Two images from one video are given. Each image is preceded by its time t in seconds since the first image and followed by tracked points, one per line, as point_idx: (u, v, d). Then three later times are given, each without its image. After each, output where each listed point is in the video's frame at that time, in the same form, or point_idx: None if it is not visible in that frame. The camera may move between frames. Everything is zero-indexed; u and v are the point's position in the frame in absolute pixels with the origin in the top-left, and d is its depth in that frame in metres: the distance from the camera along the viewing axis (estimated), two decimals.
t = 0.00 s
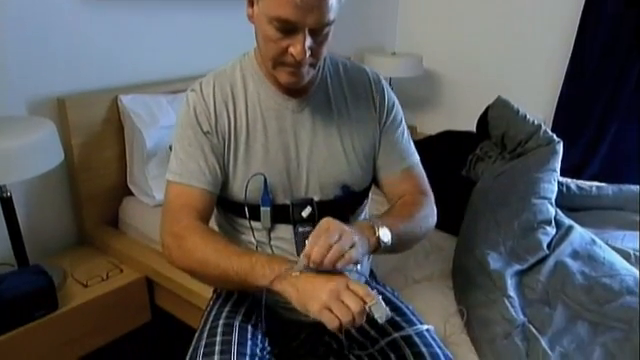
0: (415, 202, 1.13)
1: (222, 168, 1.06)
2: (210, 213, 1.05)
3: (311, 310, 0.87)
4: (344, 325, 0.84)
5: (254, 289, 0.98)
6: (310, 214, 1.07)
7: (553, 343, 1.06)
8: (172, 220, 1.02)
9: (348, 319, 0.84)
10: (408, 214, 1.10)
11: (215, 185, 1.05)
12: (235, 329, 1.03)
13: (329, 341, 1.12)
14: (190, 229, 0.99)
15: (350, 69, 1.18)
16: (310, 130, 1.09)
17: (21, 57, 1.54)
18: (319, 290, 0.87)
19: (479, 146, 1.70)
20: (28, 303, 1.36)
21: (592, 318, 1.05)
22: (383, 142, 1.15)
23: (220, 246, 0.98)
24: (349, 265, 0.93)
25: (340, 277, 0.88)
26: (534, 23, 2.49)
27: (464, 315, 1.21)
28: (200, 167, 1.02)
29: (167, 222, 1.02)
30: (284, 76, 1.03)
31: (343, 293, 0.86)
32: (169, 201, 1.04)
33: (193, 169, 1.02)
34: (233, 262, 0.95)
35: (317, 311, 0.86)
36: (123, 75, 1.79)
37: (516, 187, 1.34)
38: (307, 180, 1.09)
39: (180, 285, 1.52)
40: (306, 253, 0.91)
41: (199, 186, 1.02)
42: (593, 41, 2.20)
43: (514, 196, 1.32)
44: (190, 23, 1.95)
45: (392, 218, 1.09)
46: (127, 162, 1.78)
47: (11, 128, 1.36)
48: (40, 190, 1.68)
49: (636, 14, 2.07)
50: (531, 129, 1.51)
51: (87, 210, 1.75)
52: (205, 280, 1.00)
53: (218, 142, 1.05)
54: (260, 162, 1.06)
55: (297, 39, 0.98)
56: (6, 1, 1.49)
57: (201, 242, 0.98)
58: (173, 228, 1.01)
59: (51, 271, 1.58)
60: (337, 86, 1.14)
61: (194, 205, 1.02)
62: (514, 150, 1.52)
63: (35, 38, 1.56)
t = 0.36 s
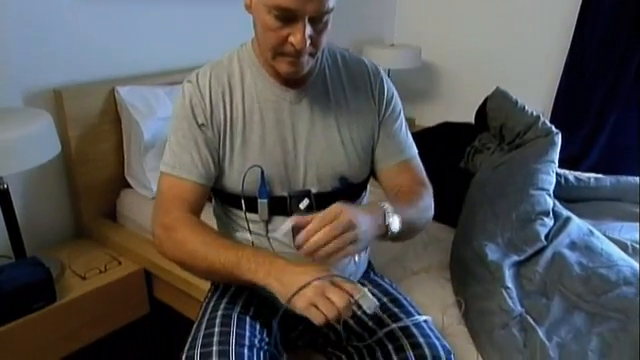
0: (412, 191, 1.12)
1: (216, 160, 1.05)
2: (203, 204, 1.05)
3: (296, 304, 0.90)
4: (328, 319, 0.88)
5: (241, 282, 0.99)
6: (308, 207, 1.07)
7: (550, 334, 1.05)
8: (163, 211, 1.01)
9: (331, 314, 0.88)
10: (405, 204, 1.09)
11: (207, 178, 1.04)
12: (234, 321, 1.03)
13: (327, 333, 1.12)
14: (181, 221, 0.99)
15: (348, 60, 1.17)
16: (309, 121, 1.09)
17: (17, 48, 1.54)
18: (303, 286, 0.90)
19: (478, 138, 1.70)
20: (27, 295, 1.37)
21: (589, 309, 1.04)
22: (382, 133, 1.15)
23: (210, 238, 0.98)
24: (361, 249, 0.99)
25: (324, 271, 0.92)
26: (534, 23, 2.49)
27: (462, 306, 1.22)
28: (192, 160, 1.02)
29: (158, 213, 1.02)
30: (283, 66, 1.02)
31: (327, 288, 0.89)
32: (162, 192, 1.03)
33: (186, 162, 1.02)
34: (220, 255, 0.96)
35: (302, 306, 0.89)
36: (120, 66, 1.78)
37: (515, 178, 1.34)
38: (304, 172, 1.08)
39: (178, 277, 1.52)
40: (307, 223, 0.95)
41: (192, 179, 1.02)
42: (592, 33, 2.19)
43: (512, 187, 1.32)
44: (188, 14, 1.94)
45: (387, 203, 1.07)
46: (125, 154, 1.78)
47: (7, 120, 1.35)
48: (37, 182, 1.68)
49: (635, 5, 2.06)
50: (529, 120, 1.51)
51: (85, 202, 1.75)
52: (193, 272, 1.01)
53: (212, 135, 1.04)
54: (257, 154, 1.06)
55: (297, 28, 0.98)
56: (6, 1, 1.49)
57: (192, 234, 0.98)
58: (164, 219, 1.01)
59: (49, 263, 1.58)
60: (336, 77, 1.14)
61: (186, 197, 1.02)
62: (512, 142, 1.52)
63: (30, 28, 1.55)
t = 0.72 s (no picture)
0: (416, 195, 1.14)
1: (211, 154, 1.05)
2: (195, 198, 1.06)
3: (285, 289, 0.93)
4: (321, 301, 0.92)
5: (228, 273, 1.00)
6: (305, 200, 1.07)
7: (548, 326, 1.05)
8: (155, 204, 1.02)
9: (323, 296, 0.92)
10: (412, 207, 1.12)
11: (203, 172, 1.04)
12: (232, 314, 1.03)
13: (325, 325, 1.12)
14: (172, 214, 1.00)
15: (346, 52, 1.17)
16: (307, 115, 1.08)
17: (14, 42, 1.53)
18: (293, 274, 0.91)
19: (477, 131, 1.70)
20: (26, 289, 1.37)
21: (588, 302, 1.06)
22: (381, 131, 1.15)
23: (200, 230, 0.99)
24: (405, 267, 0.99)
25: (309, 255, 0.93)
26: (534, 22, 2.48)
27: (460, 300, 1.21)
28: (186, 154, 1.02)
29: (150, 206, 1.03)
30: (281, 59, 1.02)
31: (318, 272, 0.92)
32: (155, 186, 1.04)
33: (179, 156, 1.02)
34: (208, 246, 0.97)
35: (295, 294, 0.92)
36: (118, 60, 1.77)
37: (514, 172, 1.34)
38: (302, 166, 1.08)
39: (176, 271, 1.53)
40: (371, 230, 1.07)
41: (185, 173, 1.03)
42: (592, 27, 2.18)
43: (511, 182, 1.32)
44: (186, 7, 1.92)
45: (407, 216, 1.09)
46: (123, 148, 1.77)
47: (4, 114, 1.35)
48: (35, 176, 1.67)
49: None
50: (528, 113, 1.51)
51: (83, 196, 1.74)
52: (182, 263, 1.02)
53: (207, 130, 1.04)
54: (253, 148, 1.06)
55: (294, 22, 0.98)
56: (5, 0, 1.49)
57: (182, 226, 0.99)
58: (156, 212, 1.02)
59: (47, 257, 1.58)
60: (333, 70, 1.13)
61: (178, 191, 1.02)
62: (511, 135, 1.52)
63: (27, 21, 1.54)
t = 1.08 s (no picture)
0: (412, 191, 1.14)
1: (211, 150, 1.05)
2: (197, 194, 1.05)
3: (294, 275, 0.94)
4: (330, 283, 0.94)
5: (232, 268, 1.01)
6: (305, 197, 1.07)
7: (548, 322, 1.03)
8: (158, 203, 1.02)
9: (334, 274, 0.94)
10: (409, 204, 1.12)
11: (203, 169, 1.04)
12: (232, 310, 1.03)
13: (325, 322, 1.13)
14: (174, 212, 1.00)
15: (344, 48, 1.16)
16: (306, 111, 1.08)
17: (13, 38, 1.52)
18: (298, 264, 0.93)
19: (476, 127, 1.70)
20: (26, 285, 1.37)
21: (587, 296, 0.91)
22: (380, 128, 1.15)
23: (202, 227, 0.99)
24: (402, 253, 0.99)
25: (311, 243, 0.93)
26: (534, 23, 2.46)
27: (460, 295, 1.22)
28: (187, 152, 1.02)
29: (154, 205, 1.03)
30: (281, 57, 1.01)
31: (322, 258, 0.93)
32: (156, 185, 1.04)
33: (180, 153, 1.02)
34: (211, 243, 0.97)
35: (305, 284, 0.94)
36: (117, 56, 1.77)
37: (513, 168, 1.33)
38: (301, 163, 1.08)
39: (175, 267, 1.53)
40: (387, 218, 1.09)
41: (185, 171, 1.02)
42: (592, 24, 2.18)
43: (511, 178, 1.32)
44: (185, 4, 1.92)
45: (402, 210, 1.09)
46: (122, 145, 1.77)
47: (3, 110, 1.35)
48: (34, 173, 1.67)
49: None
50: (528, 109, 1.51)
51: (82, 193, 1.74)
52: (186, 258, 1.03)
53: (207, 126, 1.04)
54: (253, 144, 1.05)
55: (294, 20, 0.97)
56: None
57: (184, 223, 0.99)
58: (158, 210, 1.02)
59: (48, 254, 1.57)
60: (331, 66, 1.13)
61: (180, 188, 1.02)
62: (511, 132, 1.52)
63: (25, 18, 1.54)
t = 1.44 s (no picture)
0: (409, 183, 1.14)
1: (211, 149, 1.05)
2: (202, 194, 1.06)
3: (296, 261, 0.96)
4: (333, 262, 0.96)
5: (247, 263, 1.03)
6: (305, 195, 1.07)
7: (547, 320, 0.99)
8: (164, 205, 1.02)
9: (331, 257, 0.95)
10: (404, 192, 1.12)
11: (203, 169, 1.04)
12: (232, 308, 1.03)
13: (325, 320, 1.14)
14: (184, 215, 1.01)
15: (344, 46, 1.16)
16: (306, 109, 1.08)
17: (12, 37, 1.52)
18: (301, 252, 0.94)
19: (476, 126, 1.71)
20: (26, 283, 1.37)
21: (587, 295, 0.84)
22: (379, 126, 1.15)
23: (212, 228, 1.00)
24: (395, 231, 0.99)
25: (304, 230, 0.94)
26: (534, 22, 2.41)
27: (460, 294, 1.26)
28: (189, 152, 1.02)
29: (159, 207, 1.03)
30: (281, 58, 1.02)
31: (317, 242, 0.94)
32: (160, 185, 1.04)
33: (181, 154, 1.02)
34: (226, 245, 0.98)
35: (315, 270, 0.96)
36: (117, 55, 1.77)
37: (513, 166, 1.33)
38: (301, 160, 1.08)
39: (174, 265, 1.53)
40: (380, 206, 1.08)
41: (189, 172, 1.02)
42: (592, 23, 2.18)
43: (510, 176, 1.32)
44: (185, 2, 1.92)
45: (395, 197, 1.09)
46: (122, 143, 1.77)
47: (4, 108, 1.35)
48: (34, 171, 1.67)
49: None
50: (528, 107, 1.51)
51: (82, 191, 1.74)
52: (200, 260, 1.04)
53: (207, 126, 1.04)
54: (253, 142, 1.05)
55: (294, 26, 0.97)
56: None
57: (196, 227, 1.00)
58: (164, 211, 1.02)
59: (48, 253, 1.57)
60: (331, 64, 1.13)
61: (183, 189, 1.02)
62: (510, 130, 1.53)
63: (24, 16, 1.53)
